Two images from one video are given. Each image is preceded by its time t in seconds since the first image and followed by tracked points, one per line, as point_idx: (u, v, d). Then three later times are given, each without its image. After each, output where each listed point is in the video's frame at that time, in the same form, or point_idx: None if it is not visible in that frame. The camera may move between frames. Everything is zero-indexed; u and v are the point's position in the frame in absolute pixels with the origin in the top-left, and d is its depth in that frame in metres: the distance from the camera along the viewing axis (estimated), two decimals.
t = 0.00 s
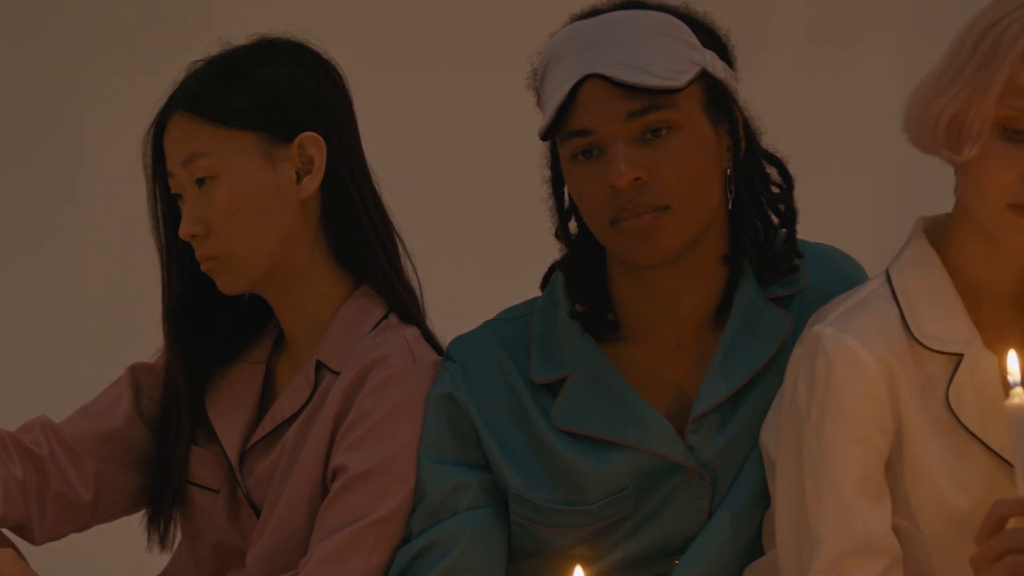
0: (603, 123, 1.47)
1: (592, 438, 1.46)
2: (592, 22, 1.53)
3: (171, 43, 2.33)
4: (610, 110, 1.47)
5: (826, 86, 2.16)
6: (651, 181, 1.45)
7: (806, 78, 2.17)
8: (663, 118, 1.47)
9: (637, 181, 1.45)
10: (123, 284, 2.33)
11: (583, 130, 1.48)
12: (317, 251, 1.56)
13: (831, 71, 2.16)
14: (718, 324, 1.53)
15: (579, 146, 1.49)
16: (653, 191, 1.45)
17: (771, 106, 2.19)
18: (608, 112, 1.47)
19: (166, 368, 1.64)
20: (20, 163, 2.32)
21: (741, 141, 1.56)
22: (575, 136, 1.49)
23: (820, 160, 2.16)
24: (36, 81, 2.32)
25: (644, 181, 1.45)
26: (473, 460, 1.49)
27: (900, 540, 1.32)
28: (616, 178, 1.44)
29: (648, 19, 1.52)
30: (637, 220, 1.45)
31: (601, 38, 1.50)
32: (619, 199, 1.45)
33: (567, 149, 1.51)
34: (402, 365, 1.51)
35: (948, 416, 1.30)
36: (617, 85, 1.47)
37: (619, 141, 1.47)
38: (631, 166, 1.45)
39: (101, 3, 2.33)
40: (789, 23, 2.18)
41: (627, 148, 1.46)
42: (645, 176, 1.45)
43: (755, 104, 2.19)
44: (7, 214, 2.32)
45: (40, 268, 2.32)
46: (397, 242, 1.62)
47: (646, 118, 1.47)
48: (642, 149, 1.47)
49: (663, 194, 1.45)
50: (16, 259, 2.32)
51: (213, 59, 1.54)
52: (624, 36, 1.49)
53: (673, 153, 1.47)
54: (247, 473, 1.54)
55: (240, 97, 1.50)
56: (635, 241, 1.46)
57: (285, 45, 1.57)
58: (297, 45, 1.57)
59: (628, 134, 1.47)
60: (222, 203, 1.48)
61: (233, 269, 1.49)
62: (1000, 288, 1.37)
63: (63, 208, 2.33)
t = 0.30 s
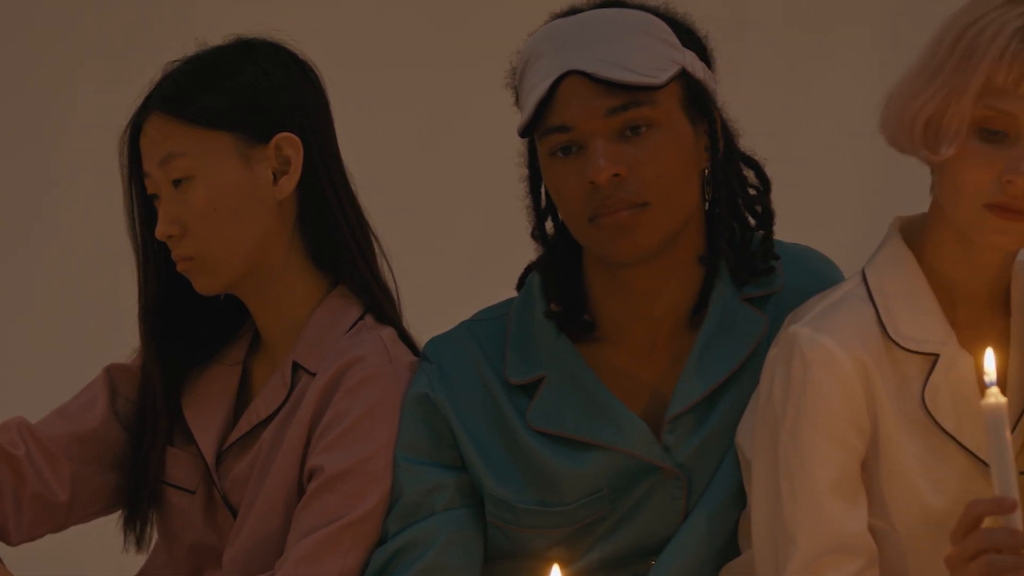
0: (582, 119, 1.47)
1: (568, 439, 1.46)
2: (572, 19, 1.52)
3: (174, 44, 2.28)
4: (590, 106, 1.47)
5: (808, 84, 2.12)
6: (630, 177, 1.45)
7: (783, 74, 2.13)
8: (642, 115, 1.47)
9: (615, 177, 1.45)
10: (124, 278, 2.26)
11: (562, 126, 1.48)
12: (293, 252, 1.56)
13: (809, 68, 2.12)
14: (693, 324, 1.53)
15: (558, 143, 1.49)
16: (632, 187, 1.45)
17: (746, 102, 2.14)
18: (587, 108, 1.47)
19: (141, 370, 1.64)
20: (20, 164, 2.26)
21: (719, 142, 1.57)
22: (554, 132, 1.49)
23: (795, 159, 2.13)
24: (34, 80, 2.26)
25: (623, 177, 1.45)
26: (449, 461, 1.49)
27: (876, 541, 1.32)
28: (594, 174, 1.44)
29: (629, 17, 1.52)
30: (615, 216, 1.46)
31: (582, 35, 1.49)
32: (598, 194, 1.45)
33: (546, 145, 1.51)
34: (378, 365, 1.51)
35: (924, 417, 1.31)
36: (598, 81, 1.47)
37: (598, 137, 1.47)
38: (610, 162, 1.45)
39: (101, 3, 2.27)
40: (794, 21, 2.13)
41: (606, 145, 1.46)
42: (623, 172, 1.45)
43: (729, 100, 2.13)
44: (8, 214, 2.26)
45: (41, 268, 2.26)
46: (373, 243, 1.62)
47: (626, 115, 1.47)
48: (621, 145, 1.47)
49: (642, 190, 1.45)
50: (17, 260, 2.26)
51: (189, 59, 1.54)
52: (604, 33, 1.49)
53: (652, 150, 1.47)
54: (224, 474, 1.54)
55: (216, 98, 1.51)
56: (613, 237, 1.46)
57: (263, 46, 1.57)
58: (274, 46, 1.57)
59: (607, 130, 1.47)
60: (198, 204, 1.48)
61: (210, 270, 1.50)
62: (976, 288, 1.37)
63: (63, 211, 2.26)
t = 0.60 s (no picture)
0: (569, 113, 1.47)
1: (547, 439, 1.46)
2: (561, 15, 1.52)
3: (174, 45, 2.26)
4: (577, 101, 1.46)
5: (794, 84, 2.12)
6: (615, 172, 1.45)
7: (764, 73, 2.13)
8: (629, 112, 1.48)
9: (601, 172, 1.45)
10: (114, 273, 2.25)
11: (549, 120, 1.48)
12: (272, 252, 1.56)
13: (792, 67, 2.12)
14: (673, 324, 1.53)
15: (543, 137, 1.49)
16: (617, 182, 1.45)
17: (727, 101, 2.14)
18: (575, 102, 1.47)
19: (120, 370, 1.64)
20: (20, 163, 2.24)
21: (703, 143, 1.57)
22: (540, 126, 1.49)
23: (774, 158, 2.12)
24: (31, 79, 2.24)
25: (608, 172, 1.45)
26: (428, 461, 1.49)
27: (855, 540, 1.31)
28: (580, 167, 1.44)
29: (618, 14, 1.52)
30: (599, 211, 1.45)
31: (570, 31, 1.49)
32: (583, 188, 1.45)
33: (531, 139, 1.50)
34: (357, 365, 1.51)
35: (904, 417, 1.31)
36: (585, 76, 1.47)
37: (584, 131, 1.47)
38: (596, 156, 1.45)
39: (101, 3, 2.25)
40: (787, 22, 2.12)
41: (592, 139, 1.46)
42: (609, 167, 1.45)
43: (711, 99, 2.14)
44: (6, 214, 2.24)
45: (38, 266, 2.24)
46: (352, 243, 1.62)
47: (613, 111, 1.47)
48: (606, 140, 1.47)
49: (627, 186, 1.45)
50: (13, 257, 2.24)
51: (168, 60, 1.54)
52: (593, 29, 1.49)
53: (638, 146, 1.47)
54: (204, 475, 1.54)
55: (195, 98, 1.51)
56: (596, 232, 1.46)
57: (243, 46, 1.57)
58: (254, 47, 1.57)
59: (594, 124, 1.47)
60: (177, 204, 1.48)
61: (189, 270, 1.50)
62: (956, 288, 1.37)
63: (60, 211, 2.25)
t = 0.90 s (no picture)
0: (559, 104, 1.47)
1: (523, 439, 1.46)
2: (555, 8, 1.52)
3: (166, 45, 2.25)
4: (568, 92, 1.47)
5: (780, 83, 2.11)
6: (602, 165, 1.45)
7: (747, 73, 2.12)
8: (618, 108, 1.48)
9: (588, 164, 1.45)
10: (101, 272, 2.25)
11: (539, 110, 1.48)
12: (247, 253, 1.56)
13: (782, 68, 2.11)
14: (649, 326, 1.53)
15: (531, 128, 1.49)
16: (604, 176, 1.45)
17: (710, 102, 2.13)
18: (566, 94, 1.47)
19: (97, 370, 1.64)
20: (12, 163, 2.24)
21: (688, 145, 1.57)
22: (529, 116, 1.48)
23: (758, 157, 2.12)
24: (21, 78, 2.24)
25: (595, 164, 1.45)
26: (404, 462, 1.49)
27: (831, 540, 1.31)
28: (567, 159, 1.44)
29: (612, 11, 1.52)
30: (583, 204, 1.45)
31: (564, 23, 1.49)
32: (569, 180, 1.45)
33: (518, 129, 1.50)
34: (333, 366, 1.51)
35: (879, 418, 1.31)
36: (578, 69, 1.47)
37: (573, 123, 1.47)
38: (583, 148, 1.45)
39: (94, 4, 2.24)
40: (777, 23, 2.11)
41: (580, 130, 1.46)
42: (595, 160, 1.45)
43: (694, 100, 2.12)
44: None
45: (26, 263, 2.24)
46: (328, 243, 1.62)
47: (603, 105, 1.47)
48: (595, 134, 1.47)
49: (613, 180, 1.45)
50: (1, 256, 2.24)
51: (143, 60, 1.54)
52: (588, 23, 1.49)
53: (626, 142, 1.47)
54: (180, 476, 1.54)
55: (170, 99, 1.51)
56: (579, 225, 1.46)
57: (218, 47, 1.57)
58: (230, 47, 1.57)
59: (583, 117, 1.47)
60: (153, 205, 1.48)
61: (166, 270, 1.50)
62: (932, 289, 1.37)
63: (49, 210, 2.24)
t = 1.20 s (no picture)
0: (555, 95, 1.46)
1: (502, 440, 1.46)
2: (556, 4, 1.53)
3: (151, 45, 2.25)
4: (565, 85, 1.47)
5: (765, 84, 2.11)
6: (593, 159, 1.45)
7: (732, 74, 2.12)
8: (612, 106, 1.48)
9: (580, 157, 1.45)
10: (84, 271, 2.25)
11: (534, 100, 1.47)
12: (226, 253, 1.56)
13: (768, 69, 2.11)
14: (627, 327, 1.54)
15: (524, 119, 1.48)
16: (595, 170, 1.45)
17: (695, 103, 2.13)
18: (563, 86, 1.47)
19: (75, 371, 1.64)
20: None
21: (676, 152, 1.58)
22: (524, 106, 1.48)
23: (742, 158, 2.12)
24: (6, 78, 2.23)
25: (586, 158, 1.45)
26: (383, 462, 1.49)
27: (810, 540, 1.31)
28: (560, 150, 1.44)
29: (613, 11, 1.53)
30: (572, 196, 1.45)
31: (565, 19, 1.50)
32: (560, 171, 1.45)
33: (511, 119, 1.50)
34: (312, 367, 1.51)
35: (858, 418, 1.31)
36: (577, 63, 1.47)
37: (567, 115, 1.47)
38: (575, 141, 1.45)
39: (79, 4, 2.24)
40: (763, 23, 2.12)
41: (574, 123, 1.46)
42: (587, 153, 1.45)
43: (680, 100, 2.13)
44: None
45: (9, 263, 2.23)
46: (305, 241, 1.62)
47: (599, 100, 1.47)
48: (588, 129, 1.47)
49: (603, 175, 1.45)
50: None
51: (121, 61, 1.55)
52: (588, 20, 1.50)
53: (619, 140, 1.47)
54: (158, 477, 1.54)
55: (147, 99, 1.51)
56: (566, 217, 1.46)
57: (195, 48, 1.57)
58: (207, 48, 1.57)
59: (578, 110, 1.47)
60: (131, 205, 1.48)
61: (144, 270, 1.50)
62: (909, 289, 1.38)
63: (32, 210, 2.24)
